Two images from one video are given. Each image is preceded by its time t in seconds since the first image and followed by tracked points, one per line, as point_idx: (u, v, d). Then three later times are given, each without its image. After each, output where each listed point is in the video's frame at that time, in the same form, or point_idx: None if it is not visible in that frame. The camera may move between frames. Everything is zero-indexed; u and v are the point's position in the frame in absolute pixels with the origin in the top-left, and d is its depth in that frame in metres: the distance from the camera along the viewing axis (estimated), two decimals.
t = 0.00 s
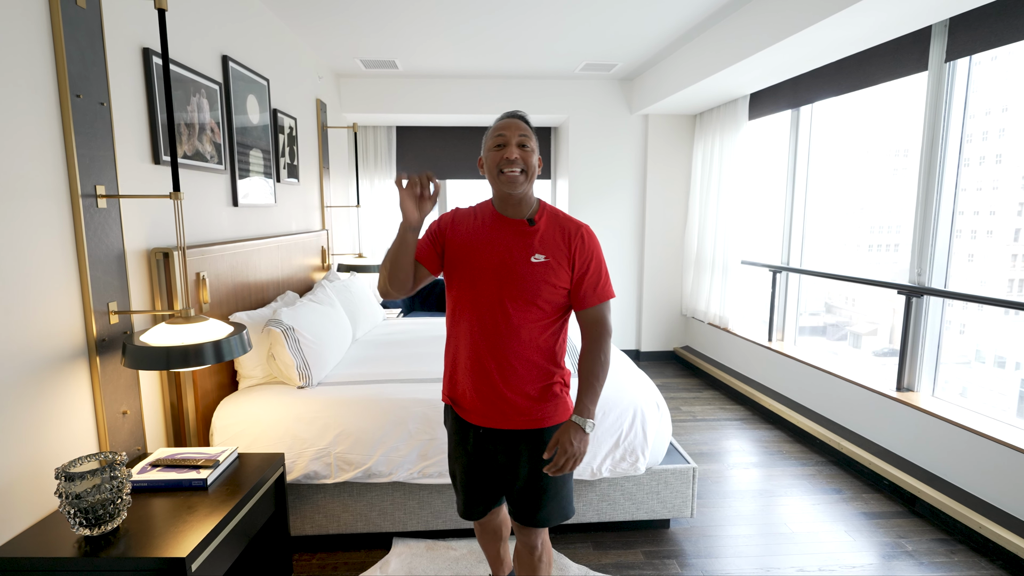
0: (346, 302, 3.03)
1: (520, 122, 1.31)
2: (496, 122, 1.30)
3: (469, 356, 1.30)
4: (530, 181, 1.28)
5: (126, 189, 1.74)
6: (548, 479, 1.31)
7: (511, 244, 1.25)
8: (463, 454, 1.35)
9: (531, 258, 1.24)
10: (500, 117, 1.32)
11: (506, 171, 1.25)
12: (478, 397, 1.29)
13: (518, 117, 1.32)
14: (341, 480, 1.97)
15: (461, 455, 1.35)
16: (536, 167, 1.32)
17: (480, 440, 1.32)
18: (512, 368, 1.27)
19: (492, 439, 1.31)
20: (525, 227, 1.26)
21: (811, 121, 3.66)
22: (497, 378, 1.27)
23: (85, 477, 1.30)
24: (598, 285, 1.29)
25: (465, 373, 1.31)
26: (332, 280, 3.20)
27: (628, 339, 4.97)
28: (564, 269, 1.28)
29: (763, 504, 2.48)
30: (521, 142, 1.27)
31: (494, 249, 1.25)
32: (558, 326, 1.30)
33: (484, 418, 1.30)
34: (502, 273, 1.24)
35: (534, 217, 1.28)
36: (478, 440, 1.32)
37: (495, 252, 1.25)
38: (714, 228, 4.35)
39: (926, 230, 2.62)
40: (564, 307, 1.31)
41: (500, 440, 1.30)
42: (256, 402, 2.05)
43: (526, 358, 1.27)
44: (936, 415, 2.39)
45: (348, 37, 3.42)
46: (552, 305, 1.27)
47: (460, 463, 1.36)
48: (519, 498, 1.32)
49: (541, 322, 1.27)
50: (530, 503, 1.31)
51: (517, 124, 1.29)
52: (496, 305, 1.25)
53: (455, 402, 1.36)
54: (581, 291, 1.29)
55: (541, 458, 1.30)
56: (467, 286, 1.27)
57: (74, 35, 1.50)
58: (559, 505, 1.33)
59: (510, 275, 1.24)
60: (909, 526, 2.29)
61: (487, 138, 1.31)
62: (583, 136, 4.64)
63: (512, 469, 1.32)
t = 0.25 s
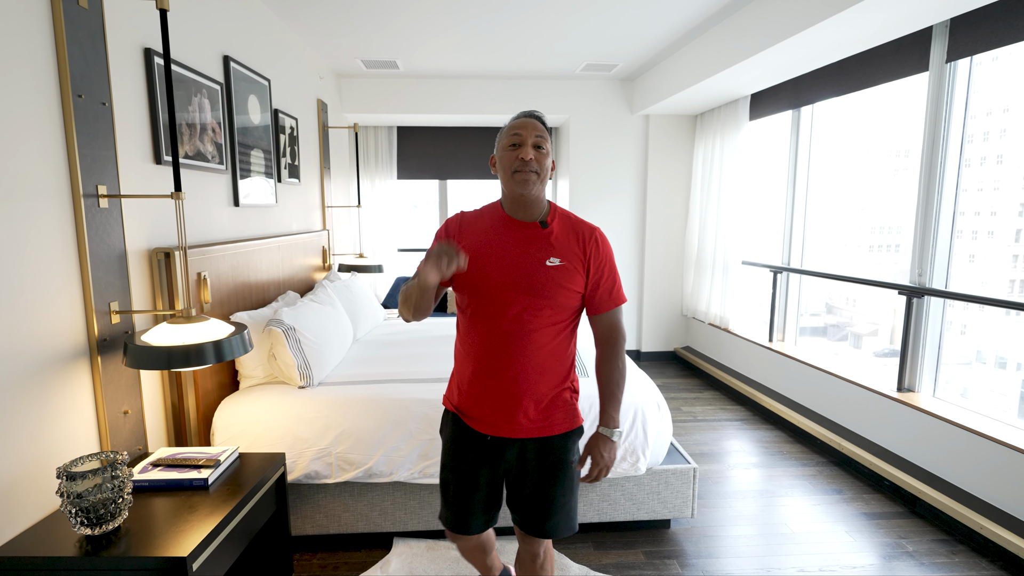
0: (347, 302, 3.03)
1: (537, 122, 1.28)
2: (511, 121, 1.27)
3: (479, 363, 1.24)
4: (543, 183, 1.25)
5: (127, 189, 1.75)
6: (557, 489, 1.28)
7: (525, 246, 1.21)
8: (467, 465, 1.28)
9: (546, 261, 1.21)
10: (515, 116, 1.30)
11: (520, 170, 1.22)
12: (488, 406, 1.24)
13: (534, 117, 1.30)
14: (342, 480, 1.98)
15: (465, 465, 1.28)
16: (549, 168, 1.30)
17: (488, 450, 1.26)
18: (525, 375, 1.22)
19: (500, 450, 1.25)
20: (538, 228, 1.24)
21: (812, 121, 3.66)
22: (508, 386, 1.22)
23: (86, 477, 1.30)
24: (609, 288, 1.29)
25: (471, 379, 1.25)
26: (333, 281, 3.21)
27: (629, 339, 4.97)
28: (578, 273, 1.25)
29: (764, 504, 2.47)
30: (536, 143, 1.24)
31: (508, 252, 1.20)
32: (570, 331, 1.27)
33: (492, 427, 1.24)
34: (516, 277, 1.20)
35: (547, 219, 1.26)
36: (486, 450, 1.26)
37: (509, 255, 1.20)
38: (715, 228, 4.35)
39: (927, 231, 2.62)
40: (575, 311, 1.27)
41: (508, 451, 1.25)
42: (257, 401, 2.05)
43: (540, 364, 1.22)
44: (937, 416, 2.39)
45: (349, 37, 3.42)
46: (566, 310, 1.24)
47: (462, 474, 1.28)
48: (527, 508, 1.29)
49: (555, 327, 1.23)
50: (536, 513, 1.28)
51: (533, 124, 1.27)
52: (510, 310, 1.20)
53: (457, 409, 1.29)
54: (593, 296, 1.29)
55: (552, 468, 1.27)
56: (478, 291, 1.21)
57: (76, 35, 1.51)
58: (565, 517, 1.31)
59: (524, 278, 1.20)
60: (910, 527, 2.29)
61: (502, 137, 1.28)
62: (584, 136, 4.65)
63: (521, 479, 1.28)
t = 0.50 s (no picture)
0: (348, 302, 3.03)
1: (541, 121, 1.23)
2: (515, 121, 1.21)
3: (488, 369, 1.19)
4: (550, 186, 1.20)
5: (130, 189, 1.75)
6: (564, 493, 1.25)
7: (535, 248, 1.18)
8: (472, 472, 1.23)
9: (557, 263, 1.18)
10: (518, 115, 1.24)
11: (525, 174, 1.17)
12: (499, 412, 1.19)
13: (537, 116, 1.24)
14: (343, 480, 1.98)
15: (469, 472, 1.23)
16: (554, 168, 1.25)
17: (495, 455, 1.22)
18: (536, 379, 1.19)
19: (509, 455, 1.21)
20: (547, 229, 1.20)
21: (814, 122, 3.66)
22: (520, 391, 1.18)
23: (88, 476, 1.30)
24: (618, 290, 1.28)
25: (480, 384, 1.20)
26: (334, 281, 3.21)
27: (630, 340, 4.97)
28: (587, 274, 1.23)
29: (765, 506, 2.47)
30: (541, 144, 1.19)
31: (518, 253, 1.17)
32: (579, 333, 1.24)
33: (504, 433, 1.20)
34: (527, 279, 1.16)
35: (556, 219, 1.21)
36: (493, 456, 1.22)
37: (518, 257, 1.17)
38: (716, 229, 4.34)
39: (929, 232, 2.62)
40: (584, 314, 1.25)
41: (518, 456, 1.21)
42: (258, 401, 2.05)
43: (551, 368, 1.19)
44: (938, 417, 2.39)
45: (351, 37, 3.42)
46: (576, 313, 1.21)
47: (466, 480, 1.23)
48: (533, 512, 1.26)
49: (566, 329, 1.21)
50: (542, 517, 1.25)
51: (537, 124, 1.21)
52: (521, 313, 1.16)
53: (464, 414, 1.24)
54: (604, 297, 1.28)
55: (561, 471, 1.24)
56: (488, 294, 1.17)
57: (79, 36, 1.51)
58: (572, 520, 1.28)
59: (535, 280, 1.16)
60: (912, 528, 2.28)
61: (505, 139, 1.23)
62: (585, 137, 4.64)
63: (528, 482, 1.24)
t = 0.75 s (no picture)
0: (350, 302, 3.04)
1: (553, 124, 1.23)
2: (528, 121, 1.22)
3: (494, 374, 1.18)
4: (558, 190, 1.21)
5: (132, 189, 1.76)
6: (569, 494, 1.25)
7: (539, 253, 1.17)
8: (477, 477, 1.21)
9: (562, 267, 1.17)
10: (530, 115, 1.24)
11: (538, 175, 1.17)
12: (505, 416, 1.18)
13: (550, 118, 1.25)
14: (343, 480, 1.98)
15: (474, 477, 1.21)
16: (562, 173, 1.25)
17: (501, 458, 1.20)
18: (542, 383, 1.18)
19: (515, 458, 1.20)
20: (553, 233, 1.19)
21: (816, 122, 3.65)
22: (526, 395, 1.18)
23: (89, 476, 1.30)
24: (620, 292, 1.28)
25: (485, 389, 1.19)
26: (336, 281, 3.21)
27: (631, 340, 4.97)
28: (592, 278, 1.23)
29: (766, 507, 2.47)
30: (554, 146, 1.20)
31: (523, 258, 1.16)
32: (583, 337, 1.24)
33: (510, 438, 1.18)
34: (533, 284, 1.16)
35: (561, 224, 1.21)
36: (500, 460, 1.20)
37: (523, 261, 1.16)
38: (718, 229, 4.34)
39: (931, 233, 2.61)
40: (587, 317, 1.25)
41: (525, 460, 1.20)
42: (260, 401, 2.05)
43: (557, 371, 1.19)
44: (940, 419, 2.38)
45: (352, 38, 3.42)
46: (581, 316, 1.21)
47: (471, 485, 1.21)
48: (538, 514, 1.25)
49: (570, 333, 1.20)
50: (547, 519, 1.25)
51: (550, 126, 1.22)
52: (527, 317, 1.16)
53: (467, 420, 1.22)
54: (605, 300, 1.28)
55: (566, 473, 1.24)
56: (493, 299, 1.16)
57: (81, 36, 1.52)
58: (576, 521, 1.28)
59: (541, 285, 1.16)
60: (913, 530, 2.28)
61: (516, 137, 1.23)
62: (586, 137, 4.64)
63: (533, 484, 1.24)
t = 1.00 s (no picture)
0: (351, 303, 3.04)
1: (544, 122, 1.24)
2: (519, 119, 1.22)
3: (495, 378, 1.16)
4: (552, 187, 1.20)
5: (133, 190, 1.76)
6: (569, 497, 1.25)
7: (540, 254, 1.15)
8: (479, 481, 1.19)
9: (564, 267, 1.16)
10: (521, 115, 1.25)
11: (533, 171, 1.16)
12: (509, 421, 1.17)
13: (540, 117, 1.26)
14: (345, 480, 1.98)
15: (477, 480, 1.19)
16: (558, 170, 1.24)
17: (504, 461, 1.18)
18: (547, 385, 1.17)
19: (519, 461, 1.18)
20: (552, 233, 1.17)
21: (817, 123, 3.65)
22: (531, 398, 1.16)
23: (91, 476, 1.30)
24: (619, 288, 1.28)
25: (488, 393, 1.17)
26: (337, 282, 3.21)
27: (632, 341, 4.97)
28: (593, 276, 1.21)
29: (768, 507, 2.46)
30: (545, 142, 1.19)
31: (524, 260, 1.14)
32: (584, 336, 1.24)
33: (516, 441, 1.17)
34: (535, 286, 1.14)
35: (559, 224, 1.19)
36: (500, 469, 1.19)
37: (524, 263, 1.14)
38: (719, 230, 4.34)
39: (933, 233, 2.61)
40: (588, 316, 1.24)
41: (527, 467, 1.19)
42: (261, 402, 2.06)
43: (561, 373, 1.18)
44: (942, 419, 2.38)
45: (354, 38, 3.43)
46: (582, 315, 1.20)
47: (473, 489, 1.19)
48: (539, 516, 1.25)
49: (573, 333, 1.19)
50: (548, 520, 1.25)
51: (541, 123, 1.22)
52: (530, 320, 1.14)
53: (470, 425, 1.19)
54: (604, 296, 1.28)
55: (569, 475, 1.24)
56: (495, 303, 1.13)
57: (83, 37, 1.52)
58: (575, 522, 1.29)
59: (543, 286, 1.14)
60: (915, 531, 2.27)
61: (508, 136, 1.23)
62: (587, 138, 4.64)
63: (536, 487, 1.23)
